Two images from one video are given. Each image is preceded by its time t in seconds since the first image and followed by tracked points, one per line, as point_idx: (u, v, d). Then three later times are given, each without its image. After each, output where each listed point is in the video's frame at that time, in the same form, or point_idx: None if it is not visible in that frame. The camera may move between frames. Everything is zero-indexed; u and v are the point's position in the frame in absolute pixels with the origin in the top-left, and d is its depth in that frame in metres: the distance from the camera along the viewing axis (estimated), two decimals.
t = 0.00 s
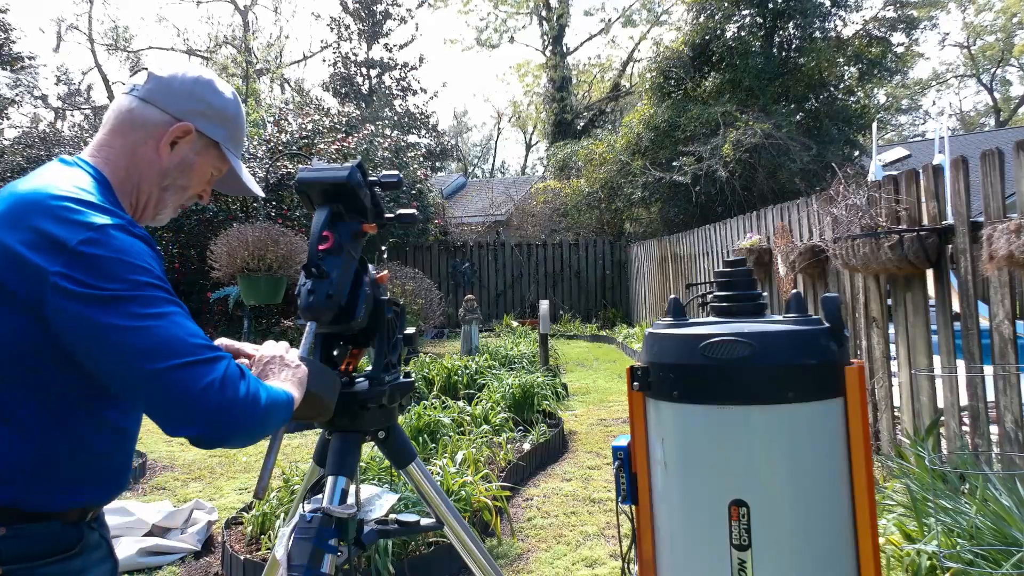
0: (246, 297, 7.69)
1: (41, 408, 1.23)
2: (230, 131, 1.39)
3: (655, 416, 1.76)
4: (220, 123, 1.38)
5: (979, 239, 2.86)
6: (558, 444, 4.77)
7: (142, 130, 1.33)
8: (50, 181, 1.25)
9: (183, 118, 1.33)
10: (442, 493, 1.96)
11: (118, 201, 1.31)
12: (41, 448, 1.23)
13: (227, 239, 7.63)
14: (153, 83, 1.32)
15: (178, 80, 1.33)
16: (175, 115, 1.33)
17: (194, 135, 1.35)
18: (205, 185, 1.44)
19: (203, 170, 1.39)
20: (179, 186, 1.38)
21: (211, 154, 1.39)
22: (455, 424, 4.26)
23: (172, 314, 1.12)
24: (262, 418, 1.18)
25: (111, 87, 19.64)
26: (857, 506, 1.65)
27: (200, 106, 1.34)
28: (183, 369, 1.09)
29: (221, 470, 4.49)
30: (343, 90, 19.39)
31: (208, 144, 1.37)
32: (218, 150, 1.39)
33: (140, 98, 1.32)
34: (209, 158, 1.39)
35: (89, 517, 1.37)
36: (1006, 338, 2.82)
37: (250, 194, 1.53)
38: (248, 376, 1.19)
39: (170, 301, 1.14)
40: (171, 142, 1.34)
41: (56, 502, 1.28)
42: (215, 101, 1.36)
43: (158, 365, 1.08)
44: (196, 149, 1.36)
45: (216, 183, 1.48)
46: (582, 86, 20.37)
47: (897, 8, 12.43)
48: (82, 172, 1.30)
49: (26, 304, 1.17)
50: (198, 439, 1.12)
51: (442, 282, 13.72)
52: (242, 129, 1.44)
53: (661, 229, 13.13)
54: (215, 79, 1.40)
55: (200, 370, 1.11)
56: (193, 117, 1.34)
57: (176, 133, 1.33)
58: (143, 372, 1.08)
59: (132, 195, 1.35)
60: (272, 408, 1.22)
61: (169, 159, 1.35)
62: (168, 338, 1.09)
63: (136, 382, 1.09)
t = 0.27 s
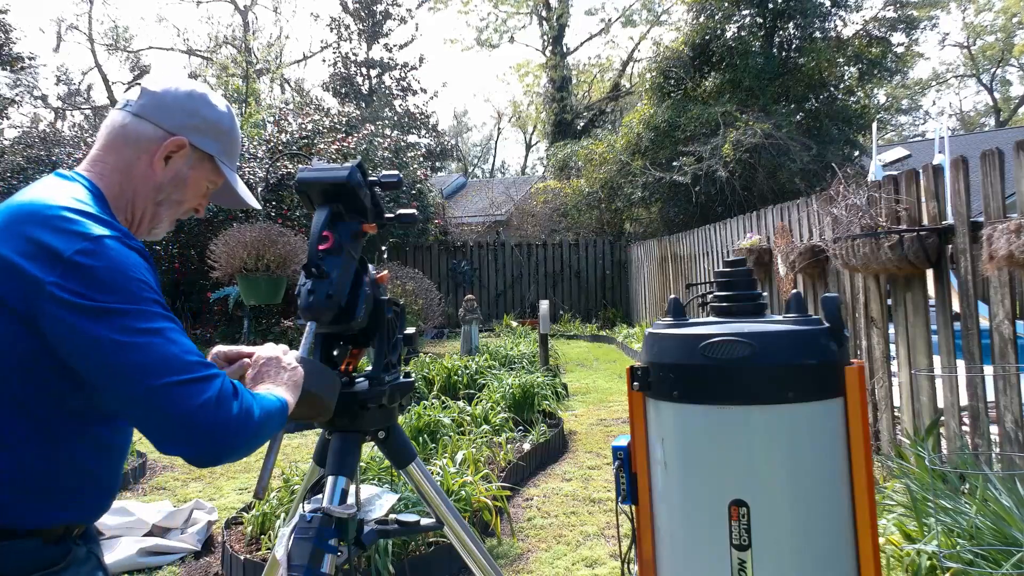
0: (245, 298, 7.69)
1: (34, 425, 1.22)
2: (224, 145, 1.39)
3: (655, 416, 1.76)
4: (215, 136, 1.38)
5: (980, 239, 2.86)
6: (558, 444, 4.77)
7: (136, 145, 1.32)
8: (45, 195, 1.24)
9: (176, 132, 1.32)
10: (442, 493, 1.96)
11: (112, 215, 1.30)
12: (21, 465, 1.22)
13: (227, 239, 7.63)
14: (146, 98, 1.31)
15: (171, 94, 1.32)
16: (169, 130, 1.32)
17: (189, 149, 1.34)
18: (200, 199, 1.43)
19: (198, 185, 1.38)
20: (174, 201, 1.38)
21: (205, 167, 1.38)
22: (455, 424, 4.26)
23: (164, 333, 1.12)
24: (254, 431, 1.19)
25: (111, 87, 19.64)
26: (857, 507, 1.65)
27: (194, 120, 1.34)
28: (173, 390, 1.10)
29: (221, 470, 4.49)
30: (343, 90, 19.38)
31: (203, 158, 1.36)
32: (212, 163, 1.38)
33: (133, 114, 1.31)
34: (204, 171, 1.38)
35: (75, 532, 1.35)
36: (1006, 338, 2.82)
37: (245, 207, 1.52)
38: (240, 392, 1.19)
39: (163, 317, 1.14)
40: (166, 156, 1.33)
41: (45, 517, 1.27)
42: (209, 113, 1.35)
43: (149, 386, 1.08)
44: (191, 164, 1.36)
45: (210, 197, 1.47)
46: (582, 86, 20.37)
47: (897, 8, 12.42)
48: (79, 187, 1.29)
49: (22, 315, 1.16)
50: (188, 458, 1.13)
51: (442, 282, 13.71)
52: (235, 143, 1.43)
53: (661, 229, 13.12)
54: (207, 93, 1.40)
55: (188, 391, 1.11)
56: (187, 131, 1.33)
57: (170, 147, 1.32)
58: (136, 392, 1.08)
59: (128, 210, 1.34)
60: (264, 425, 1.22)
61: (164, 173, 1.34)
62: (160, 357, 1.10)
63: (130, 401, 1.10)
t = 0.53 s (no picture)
0: (245, 298, 7.69)
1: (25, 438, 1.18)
2: (215, 151, 1.39)
3: (655, 416, 1.76)
4: (205, 142, 1.38)
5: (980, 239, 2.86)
6: (558, 444, 4.76)
7: (124, 153, 1.32)
8: (33, 205, 1.24)
9: (165, 138, 1.32)
10: (442, 493, 1.96)
11: (102, 225, 1.30)
12: (22, 477, 1.19)
13: (226, 239, 7.63)
14: (133, 104, 1.31)
15: (159, 100, 1.32)
16: (158, 137, 1.32)
17: (178, 156, 1.34)
18: (194, 204, 1.42)
19: (190, 191, 1.38)
20: (166, 208, 1.37)
21: (196, 173, 1.38)
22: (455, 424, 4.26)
23: (130, 367, 1.11)
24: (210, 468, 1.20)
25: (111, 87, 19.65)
26: (857, 507, 1.65)
27: (183, 127, 1.33)
28: (130, 429, 1.10)
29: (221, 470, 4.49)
30: (343, 90, 19.39)
31: (192, 165, 1.36)
32: (203, 169, 1.38)
33: (121, 121, 1.31)
34: (195, 178, 1.38)
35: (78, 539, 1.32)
36: (1006, 338, 2.82)
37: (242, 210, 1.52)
38: (200, 428, 1.19)
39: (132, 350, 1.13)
40: (155, 163, 1.33)
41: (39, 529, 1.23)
42: (198, 120, 1.36)
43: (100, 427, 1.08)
44: (180, 171, 1.35)
45: (205, 202, 1.47)
46: (582, 86, 20.37)
47: (897, 8, 12.42)
48: (66, 196, 1.29)
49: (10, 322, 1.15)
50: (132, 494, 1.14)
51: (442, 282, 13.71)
52: (227, 148, 1.43)
53: (660, 229, 13.13)
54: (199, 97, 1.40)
55: (141, 434, 1.11)
56: (177, 137, 1.33)
57: (159, 154, 1.32)
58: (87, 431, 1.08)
59: (118, 220, 1.34)
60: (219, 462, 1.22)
61: (153, 181, 1.33)
62: (123, 394, 1.09)
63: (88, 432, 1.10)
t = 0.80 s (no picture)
0: (244, 297, 7.70)
1: (17, 442, 1.22)
2: (204, 143, 1.38)
3: (655, 416, 1.76)
4: (194, 135, 1.37)
5: (980, 239, 2.86)
6: (558, 444, 4.77)
7: (111, 150, 1.31)
8: (23, 206, 1.25)
9: (152, 134, 1.32)
10: (442, 493, 1.97)
11: (91, 224, 1.30)
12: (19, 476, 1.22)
13: (224, 240, 7.63)
14: (120, 100, 1.31)
15: (145, 94, 1.32)
16: (144, 133, 1.32)
17: (167, 149, 1.34)
18: (187, 197, 1.43)
19: (181, 185, 1.38)
20: (157, 203, 1.37)
21: (187, 168, 1.38)
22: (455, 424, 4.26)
23: (97, 388, 1.10)
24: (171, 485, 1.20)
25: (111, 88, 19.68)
26: (858, 508, 1.65)
27: (171, 120, 1.33)
28: (88, 450, 1.09)
29: (221, 470, 4.50)
30: (343, 90, 19.39)
31: (181, 158, 1.36)
32: (194, 163, 1.38)
33: (107, 116, 1.31)
34: (185, 172, 1.38)
35: (81, 534, 1.35)
36: (1006, 338, 2.83)
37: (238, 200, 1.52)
38: (160, 447, 1.18)
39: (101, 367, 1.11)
40: (144, 159, 1.33)
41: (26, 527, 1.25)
42: (185, 113, 1.35)
43: (59, 439, 1.08)
44: (170, 166, 1.35)
45: (199, 193, 1.47)
46: (582, 86, 20.35)
47: (897, 8, 12.41)
48: (52, 196, 1.29)
49: None
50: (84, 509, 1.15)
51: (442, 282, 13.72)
52: (219, 140, 1.43)
53: (660, 229, 13.13)
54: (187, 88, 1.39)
55: (96, 457, 1.10)
56: (164, 133, 1.33)
57: (146, 149, 1.32)
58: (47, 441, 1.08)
59: (108, 216, 1.34)
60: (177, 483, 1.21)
61: (142, 176, 1.33)
62: (85, 416, 1.08)
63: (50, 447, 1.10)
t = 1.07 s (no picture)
0: (243, 297, 7.70)
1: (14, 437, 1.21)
2: (192, 131, 1.36)
3: (655, 416, 1.76)
4: (183, 122, 1.35)
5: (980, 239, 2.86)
6: (558, 444, 4.77)
7: (99, 138, 1.30)
8: (14, 197, 1.25)
9: (138, 122, 1.30)
10: (442, 493, 1.97)
11: (81, 213, 1.29)
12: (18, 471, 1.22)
13: (224, 239, 7.63)
14: (106, 87, 1.30)
15: (132, 81, 1.30)
16: (130, 120, 1.30)
17: (154, 137, 1.32)
18: (179, 186, 1.41)
19: (170, 173, 1.36)
20: (147, 191, 1.36)
21: (177, 155, 1.36)
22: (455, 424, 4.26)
23: (83, 379, 1.09)
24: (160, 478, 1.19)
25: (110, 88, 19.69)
26: (858, 508, 1.65)
27: (157, 107, 1.31)
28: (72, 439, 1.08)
29: (221, 470, 4.50)
30: (343, 90, 19.38)
31: (170, 147, 1.34)
32: (182, 151, 1.36)
33: (95, 104, 1.30)
34: (174, 160, 1.36)
35: (83, 524, 1.35)
36: (1006, 338, 2.83)
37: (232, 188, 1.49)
38: (151, 438, 1.17)
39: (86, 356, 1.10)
40: (130, 146, 1.31)
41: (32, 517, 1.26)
42: (173, 99, 1.33)
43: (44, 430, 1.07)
44: (157, 154, 1.33)
45: (192, 182, 1.45)
46: (582, 86, 20.34)
47: (897, 8, 12.41)
48: (41, 184, 1.29)
49: None
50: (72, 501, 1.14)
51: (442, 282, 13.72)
52: (209, 127, 1.40)
53: (660, 229, 13.13)
54: (175, 74, 1.37)
55: (80, 446, 1.09)
56: (151, 120, 1.31)
57: (132, 136, 1.30)
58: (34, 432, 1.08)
59: (97, 204, 1.33)
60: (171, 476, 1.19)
61: (129, 163, 1.32)
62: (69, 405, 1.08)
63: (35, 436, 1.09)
